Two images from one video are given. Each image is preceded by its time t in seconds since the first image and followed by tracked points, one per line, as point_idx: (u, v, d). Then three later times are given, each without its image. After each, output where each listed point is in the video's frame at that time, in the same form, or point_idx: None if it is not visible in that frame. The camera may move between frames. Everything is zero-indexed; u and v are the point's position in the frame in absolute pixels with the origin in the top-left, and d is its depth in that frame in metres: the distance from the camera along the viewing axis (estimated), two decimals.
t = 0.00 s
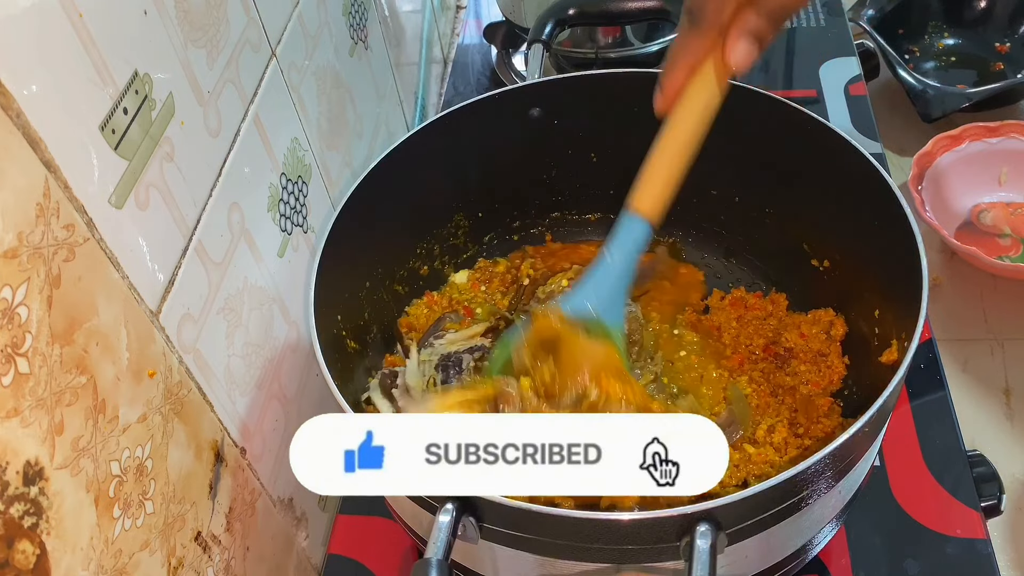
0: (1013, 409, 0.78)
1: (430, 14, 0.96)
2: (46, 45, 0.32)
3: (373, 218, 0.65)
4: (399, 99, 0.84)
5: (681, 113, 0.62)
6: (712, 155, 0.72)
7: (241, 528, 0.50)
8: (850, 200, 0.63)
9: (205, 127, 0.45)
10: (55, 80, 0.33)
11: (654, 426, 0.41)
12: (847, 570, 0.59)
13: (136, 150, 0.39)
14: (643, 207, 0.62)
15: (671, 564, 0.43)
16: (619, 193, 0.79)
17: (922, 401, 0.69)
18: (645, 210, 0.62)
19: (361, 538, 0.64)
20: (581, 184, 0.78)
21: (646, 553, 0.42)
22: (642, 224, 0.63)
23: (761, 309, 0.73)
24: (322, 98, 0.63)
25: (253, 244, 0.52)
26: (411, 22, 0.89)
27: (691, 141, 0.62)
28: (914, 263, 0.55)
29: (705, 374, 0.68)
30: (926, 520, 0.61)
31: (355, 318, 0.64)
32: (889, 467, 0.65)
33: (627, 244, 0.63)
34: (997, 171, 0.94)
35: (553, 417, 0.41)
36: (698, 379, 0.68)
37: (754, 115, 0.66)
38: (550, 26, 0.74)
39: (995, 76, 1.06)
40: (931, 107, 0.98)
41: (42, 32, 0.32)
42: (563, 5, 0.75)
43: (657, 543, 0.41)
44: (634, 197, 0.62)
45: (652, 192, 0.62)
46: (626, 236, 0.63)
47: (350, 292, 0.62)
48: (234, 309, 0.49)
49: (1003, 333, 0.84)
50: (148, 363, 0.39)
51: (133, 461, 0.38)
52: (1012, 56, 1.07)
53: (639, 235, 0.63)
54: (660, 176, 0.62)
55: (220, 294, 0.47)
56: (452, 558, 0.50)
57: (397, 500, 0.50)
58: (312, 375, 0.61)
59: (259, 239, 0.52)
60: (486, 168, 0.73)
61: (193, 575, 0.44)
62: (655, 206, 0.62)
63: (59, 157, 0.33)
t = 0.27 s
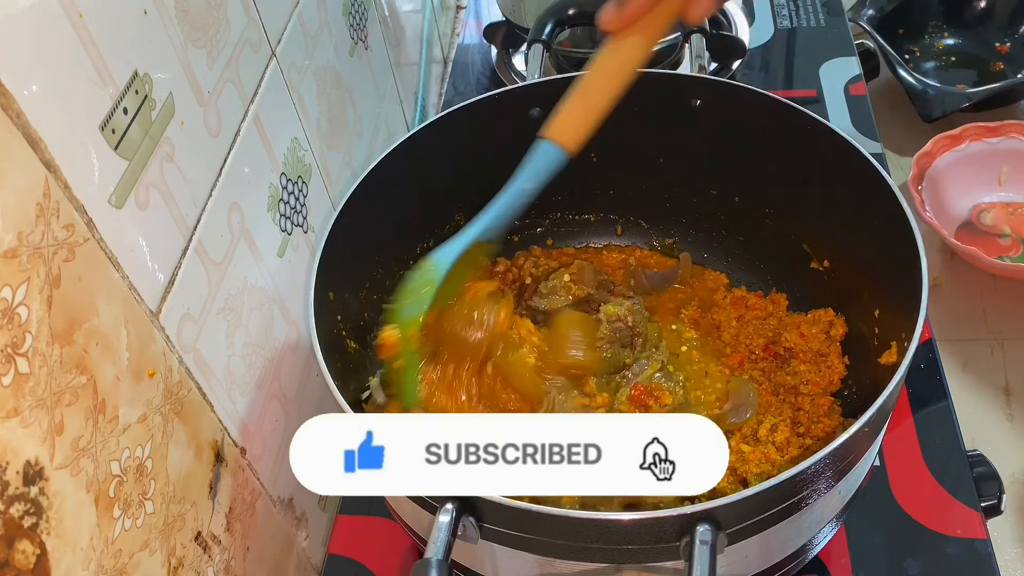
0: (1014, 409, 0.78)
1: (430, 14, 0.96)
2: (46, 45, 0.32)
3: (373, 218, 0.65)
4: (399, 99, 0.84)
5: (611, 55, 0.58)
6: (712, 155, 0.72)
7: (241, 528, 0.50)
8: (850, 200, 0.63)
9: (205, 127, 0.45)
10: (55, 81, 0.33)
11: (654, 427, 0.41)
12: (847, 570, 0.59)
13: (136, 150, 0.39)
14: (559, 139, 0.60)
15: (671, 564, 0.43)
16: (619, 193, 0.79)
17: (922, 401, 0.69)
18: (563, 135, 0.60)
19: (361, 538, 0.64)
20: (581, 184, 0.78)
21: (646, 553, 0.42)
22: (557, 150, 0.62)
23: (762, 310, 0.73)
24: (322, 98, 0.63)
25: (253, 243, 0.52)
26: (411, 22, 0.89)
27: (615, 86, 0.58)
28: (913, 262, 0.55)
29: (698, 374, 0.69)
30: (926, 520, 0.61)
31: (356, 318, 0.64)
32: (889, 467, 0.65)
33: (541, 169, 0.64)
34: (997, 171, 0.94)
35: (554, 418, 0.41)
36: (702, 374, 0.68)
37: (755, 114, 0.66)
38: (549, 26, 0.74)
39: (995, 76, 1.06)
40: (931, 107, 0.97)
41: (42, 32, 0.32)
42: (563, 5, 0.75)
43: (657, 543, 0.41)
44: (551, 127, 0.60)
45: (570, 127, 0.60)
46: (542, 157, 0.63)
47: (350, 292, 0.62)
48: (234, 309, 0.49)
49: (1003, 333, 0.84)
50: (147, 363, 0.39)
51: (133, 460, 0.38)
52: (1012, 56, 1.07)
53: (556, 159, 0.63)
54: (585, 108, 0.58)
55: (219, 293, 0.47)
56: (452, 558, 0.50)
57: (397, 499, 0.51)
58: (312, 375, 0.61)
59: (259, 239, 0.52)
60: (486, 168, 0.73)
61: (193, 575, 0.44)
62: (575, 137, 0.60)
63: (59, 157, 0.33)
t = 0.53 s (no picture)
0: (1014, 409, 0.78)
1: (430, 14, 0.96)
2: (46, 45, 0.32)
3: (373, 218, 0.65)
4: (399, 99, 0.84)
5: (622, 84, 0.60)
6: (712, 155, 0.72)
7: (241, 528, 0.50)
8: (851, 200, 0.63)
9: (205, 127, 0.45)
10: (55, 80, 0.33)
11: (655, 427, 0.41)
12: (847, 570, 0.59)
13: (136, 150, 0.39)
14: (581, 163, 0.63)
15: (671, 564, 0.43)
16: (619, 193, 0.79)
17: (922, 401, 0.69)
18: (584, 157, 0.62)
19: (361, 538, 0.64)
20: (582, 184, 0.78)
21: (646, 553, 0.42)
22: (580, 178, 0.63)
23: (762, 309, 0.73)
24: (323, 98, 0.63)
25: (253, 243, 0.52)
26: (411, 21, 0.89)
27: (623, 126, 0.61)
28: (913, 263, 0.55)
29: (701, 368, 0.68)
30: (926, 520, 0.61)
31: (356, 319, 0.64)
32: (889, 467, 0.65)
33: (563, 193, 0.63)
34: (997, 172, 0.94)
35: (554, 418, 0.41)
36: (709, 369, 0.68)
37: (755, 114, 0.66)
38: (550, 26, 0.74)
39: (995, 76, 1.06)
40: (931, 107, 0.98)
41: (42, 32, 0.32)
42: (564, 5, 0.75)
43: (657, 543, 0.41)
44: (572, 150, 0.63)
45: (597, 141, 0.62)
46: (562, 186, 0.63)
47: (350, 292, 0.62)
48: (234, 309, 0.49)
49: (1003, 333, 0.84)
50: (147, 363, 0.39)
51: (133, 461, 0.38)
52: (1012, 57, 1.07)
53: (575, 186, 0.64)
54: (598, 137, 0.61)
55: (220, 293, 0.47)
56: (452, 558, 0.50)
57: (397, 500, 0.51)
58: (312, 375, 0.61)
59: (259, 239, 0.52)
60: (486, 168, 0.73)
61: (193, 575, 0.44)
62: (593, 162, 0.62)
63: (59, 157, 0.33)
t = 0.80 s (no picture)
0: (1013, 409, 0.78)
1: (430, 14, 0.96)
2: (46, 44, 0.32)
3: (373, 218, 0.65)
4: (399, 99, 0.84)
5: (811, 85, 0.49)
6: (712, 154, 0.72)
7: (241, 528, 0.50)
8: (851, 200, 0.63)
9: (205, 127, 0.45)
10: (55, 80, 0.33)
11: (655, 427, 0.41)
12: (847, 570, 0.59)
13: (136, 150, 0.39)
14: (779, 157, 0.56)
15: (671, 564, 0.43)
16: (619, 194, 0.79)
17: (921, 400, 0.69)
18: (784, 160, 0.55)
19: (361, 538, 0.64)
20: (582, 184, 0.78)
21: (646, 552, 0.42)
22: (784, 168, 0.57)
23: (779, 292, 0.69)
24: (323, 98, 0.63)
25: (253, 244, 0.52)
26: (411, 21, 0.89)
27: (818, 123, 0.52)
28: (914, 263, 0.55)
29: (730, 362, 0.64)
30: (926, 520, 0.61)
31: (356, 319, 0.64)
32: (888, 467, 0.65)
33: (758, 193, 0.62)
34: (997, 171, 0.94)
35: (554, 418, 0.41)
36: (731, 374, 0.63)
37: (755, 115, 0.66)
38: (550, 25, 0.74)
39: (995, 76, 1.06)
40: (931, 107, 0.98)
41: (42, 32, 0.32)
42: (564, 5, 0.75)
43: (657, 542, 0.41)
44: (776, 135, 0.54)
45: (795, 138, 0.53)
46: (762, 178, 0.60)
47: (350, 292, 0.62)
48: (234, 309, 0.49)
49: (1003, 333, 0.84)
50: (147, 363, 0.39)
51: (133, 461, 0.38)
52: (1012, 57, 1.07)
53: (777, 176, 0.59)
54: (801, 129, 0.53)
55: (220, 294, 0.47)
56: (452, 558, 0.50)
57: (397, 500, 0.51)
58: (312, 375, 0.61)
59: (259, 239, 0.52)
60: (486, 168, 0.73)
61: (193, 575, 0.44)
62: (792, 157, 0.55)
63: (59, 157, 0.33)
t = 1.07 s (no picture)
0: (1014, 409, 0.78)
1: (430, 14, 0.96)
2: (46, 44, 0.32)
3: (373, 218, 0.65)
4: (399, 99, 0.84)
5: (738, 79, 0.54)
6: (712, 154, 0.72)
7: (241, 528, 0.50)
8: (851, 200, 0.63)
9: (205, 127, 0.45)
10: (55, 80, 0.33)
11: (655, 427, 0.41)
12: (847, 569, 0.59)
13: (136, 150, 0.39)
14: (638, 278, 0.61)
15: (671, 564, 0.43)
16: (619, 194, 0.79)
17: (922, 401, 0.69)
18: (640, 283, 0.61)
19: (361, 538, 0.64)
20: (582, 184, 0.78)
21: (646, 553, 0.42)
22: (641, 291, 0.61)
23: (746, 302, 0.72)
24: (322, 98, 0.63)
25: (253, 244, 0.52)
26: (411, 22, 0.89)
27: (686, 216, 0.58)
28: (914, 263, 0.54)
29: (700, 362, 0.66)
30: (926, 519, 0.61)
31: (356, 319, 0.64)
32: (889, 467, 0.65)
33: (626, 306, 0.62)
34: (997, 171, 0.94)
35: (554, 417, 0.41)
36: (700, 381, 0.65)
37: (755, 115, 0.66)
38: (550, 25, 0.74)
39: (995, 76, 1.06)
40: (932, 107, 0.98)
41: (42, 32, 0.32)
42: (564, 5, 0.75)
43: (657, 542, 0.41)
44: (629, 267, 0.61)
45: (646, 267, 0.60)
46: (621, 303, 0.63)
47: (350, 292, 0.62)
48: (234, 309, 0.49)
49: (1003, 333, 0.84)
50: (147, 363, 0.39)
51: (133, 461, 0.38)
52: (1012, 56, 1.07)
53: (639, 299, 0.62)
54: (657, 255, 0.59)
55: (220, 294, 0.47)
56: (452, 558, 0.50)
57: (397, 500, 0.50)
58: (312, 375, 0.61)
59: (259, 239, 0.52)
60: (486, 169, 0.73)
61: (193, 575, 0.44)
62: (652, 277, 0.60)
63: (59, 157, 0.33)
